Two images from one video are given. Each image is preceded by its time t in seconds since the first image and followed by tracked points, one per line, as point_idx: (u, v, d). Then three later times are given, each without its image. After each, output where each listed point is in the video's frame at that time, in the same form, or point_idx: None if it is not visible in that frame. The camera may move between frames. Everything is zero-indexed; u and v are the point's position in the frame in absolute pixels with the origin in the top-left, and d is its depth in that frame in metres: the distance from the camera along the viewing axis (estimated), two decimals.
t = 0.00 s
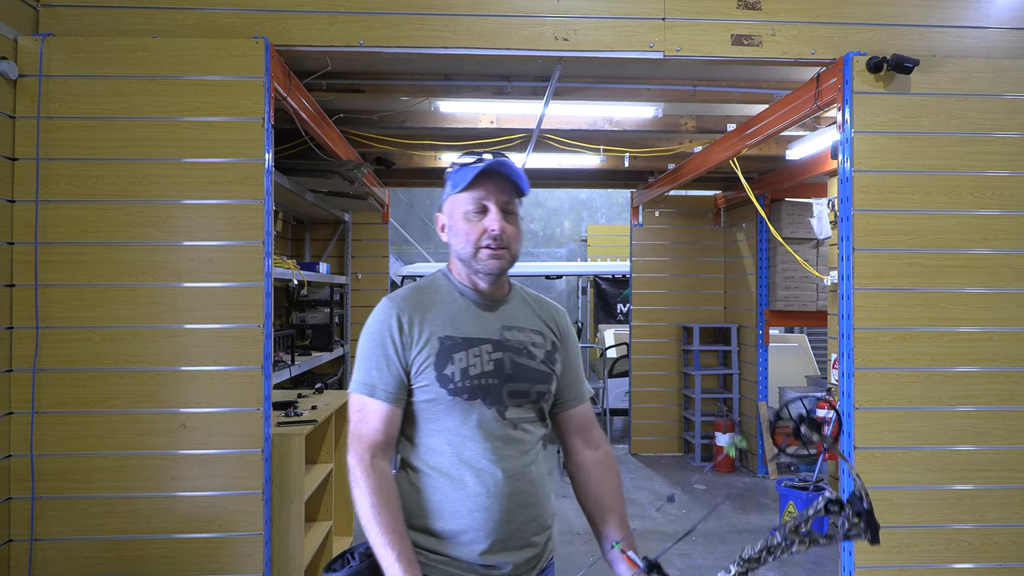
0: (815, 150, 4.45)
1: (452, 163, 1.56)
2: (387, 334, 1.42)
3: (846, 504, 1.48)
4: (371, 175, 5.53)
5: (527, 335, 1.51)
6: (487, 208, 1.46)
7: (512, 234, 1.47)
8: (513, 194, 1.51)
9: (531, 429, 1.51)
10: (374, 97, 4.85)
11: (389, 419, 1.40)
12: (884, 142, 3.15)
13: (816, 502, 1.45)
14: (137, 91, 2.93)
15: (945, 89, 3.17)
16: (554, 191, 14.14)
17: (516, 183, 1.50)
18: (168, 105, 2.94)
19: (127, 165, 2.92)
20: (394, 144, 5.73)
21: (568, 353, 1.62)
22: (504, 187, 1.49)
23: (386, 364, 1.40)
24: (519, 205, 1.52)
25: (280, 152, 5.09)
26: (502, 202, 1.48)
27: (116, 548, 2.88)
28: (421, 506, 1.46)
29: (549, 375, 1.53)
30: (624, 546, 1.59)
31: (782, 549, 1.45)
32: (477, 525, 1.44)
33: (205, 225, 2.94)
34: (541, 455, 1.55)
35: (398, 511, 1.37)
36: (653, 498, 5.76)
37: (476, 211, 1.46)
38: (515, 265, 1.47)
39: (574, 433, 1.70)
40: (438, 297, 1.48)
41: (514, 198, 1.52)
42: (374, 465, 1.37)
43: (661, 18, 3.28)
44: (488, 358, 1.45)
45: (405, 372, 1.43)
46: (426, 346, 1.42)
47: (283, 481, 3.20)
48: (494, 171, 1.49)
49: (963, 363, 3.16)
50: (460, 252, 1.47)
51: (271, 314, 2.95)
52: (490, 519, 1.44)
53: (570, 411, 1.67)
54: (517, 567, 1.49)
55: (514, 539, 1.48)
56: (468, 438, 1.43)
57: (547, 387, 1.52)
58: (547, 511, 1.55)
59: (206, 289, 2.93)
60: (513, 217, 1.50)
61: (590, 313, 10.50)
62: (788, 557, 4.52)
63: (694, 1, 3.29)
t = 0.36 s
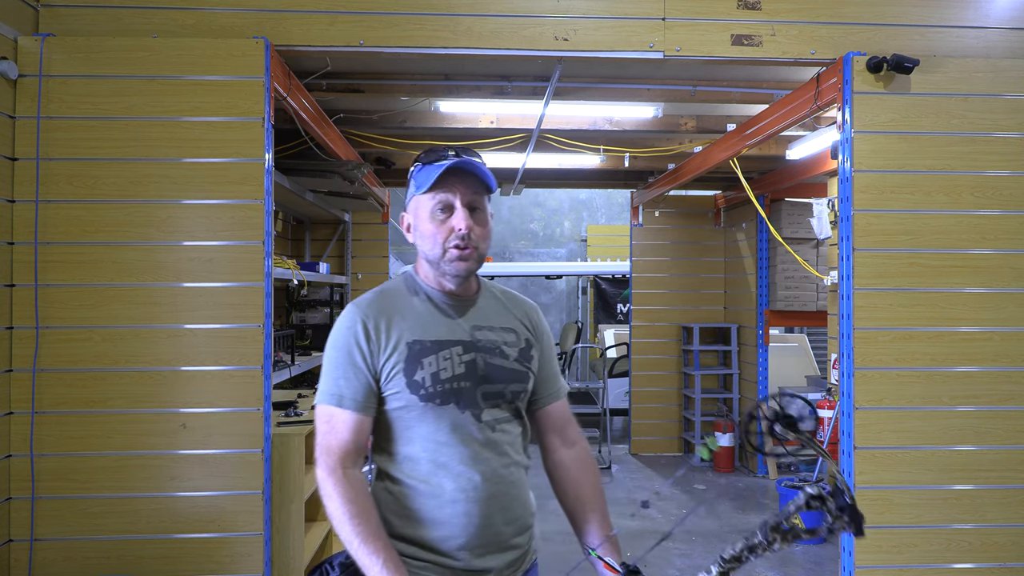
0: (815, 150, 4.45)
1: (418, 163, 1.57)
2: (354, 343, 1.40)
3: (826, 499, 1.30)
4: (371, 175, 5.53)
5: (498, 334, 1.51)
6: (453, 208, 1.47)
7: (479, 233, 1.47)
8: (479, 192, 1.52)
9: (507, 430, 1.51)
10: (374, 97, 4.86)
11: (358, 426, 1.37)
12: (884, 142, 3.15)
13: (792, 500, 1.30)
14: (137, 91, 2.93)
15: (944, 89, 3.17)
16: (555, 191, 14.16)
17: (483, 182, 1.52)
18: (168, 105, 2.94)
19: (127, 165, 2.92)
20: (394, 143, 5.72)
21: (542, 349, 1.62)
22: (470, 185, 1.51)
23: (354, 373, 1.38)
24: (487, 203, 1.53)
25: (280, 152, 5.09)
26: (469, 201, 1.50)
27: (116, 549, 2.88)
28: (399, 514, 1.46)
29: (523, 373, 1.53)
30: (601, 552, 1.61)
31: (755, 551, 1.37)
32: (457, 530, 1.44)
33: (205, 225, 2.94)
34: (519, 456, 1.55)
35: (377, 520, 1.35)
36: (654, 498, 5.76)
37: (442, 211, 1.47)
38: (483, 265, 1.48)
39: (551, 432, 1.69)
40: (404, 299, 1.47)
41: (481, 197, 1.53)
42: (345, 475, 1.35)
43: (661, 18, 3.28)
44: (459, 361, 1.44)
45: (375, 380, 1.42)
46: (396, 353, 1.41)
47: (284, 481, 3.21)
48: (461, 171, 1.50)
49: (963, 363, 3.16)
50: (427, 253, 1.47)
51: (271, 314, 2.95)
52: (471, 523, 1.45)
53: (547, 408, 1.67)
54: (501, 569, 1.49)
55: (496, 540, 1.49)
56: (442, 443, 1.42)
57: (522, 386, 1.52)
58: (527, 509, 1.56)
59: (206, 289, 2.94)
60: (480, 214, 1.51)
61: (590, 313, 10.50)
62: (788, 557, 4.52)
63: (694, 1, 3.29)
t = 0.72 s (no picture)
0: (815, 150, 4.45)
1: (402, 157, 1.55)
2: (335, 353, 1.39)
3: (806, 486, 1.55)
4: (371, 175, 5.54)
5: (481, 338, 1.52)
6: (438, 206, 1.47)
7: (464, 233, 1.47)
8: (467, 191, 1.52)
9: (491, 434, 1.52)
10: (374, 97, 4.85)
11: (336, 436, 1.38)
12: (884, 142, 3.16)
13: (777, 486, 1.52)
14: (137, 90, 2.93)
15: (944, 89, 3.17)
16: (555, 191, 14.17)
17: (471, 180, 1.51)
18: (168, 105, 2.94)
19: (127, 164, 2.92)
20: (394, 143, 5.72)
21: (525, 350, 1.64)
22: (457, 184, 1.50)
23: (336, 383, 1.38)
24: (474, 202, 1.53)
25: (280, 152, 5.09)
26: (455, 200, 1.49)
27: (116, 549, 2.88)
28: (383, 521, 1.46)
29: (506, 377, 1.54)
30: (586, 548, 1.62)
31: (738, 539, 1.52)
32: (443, 538, 1.44)
33: (206, 225, 2.94)
34: (503, 460, 1.55)
35: (356, 531, 1.35)
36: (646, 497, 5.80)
37: (427, 209, 1.47)
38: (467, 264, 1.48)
39: (535, 429, 1.71)
40: (385, 304, 1.48)
41: (468, 195, 1.53)
42: (323, 486, 1.35)
43: (661, 18, 3.28)
44: (442, 367, 1.45)
45: (357, 389, 1.41)
46: (378, 362, 1.41)
47: (283, 481, 3.20)
48: (448, 168, 1.49)
49: (963, 363, 3.16)
50: (409, 253, 1.47)
51: (271, 314, 2.95)
52: (457, 530, 1.45)
53: (530, 407, 1.69)
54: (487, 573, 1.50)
55: (482, 546, 1.49)
56: (426, 451, 1.42)
57: (506, 389, 1.53)
58: (512, 512, 1.57)
59: (206, 289, 2.93)
60: (466, 214, 1.50)
61: (590, 313, 10.51)
62: (788, 557, 4.52)
63: (694, 1, 3.29)
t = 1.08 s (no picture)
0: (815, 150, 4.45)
1: (405, 157, 1.53)
2: (336, 353, 1.39)
3: (796, 488, 1.53)
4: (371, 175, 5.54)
5: (480, 340, 1.53)
6: (441, 210, 1.46)
7: (465, 238, 1.47)
8: (469, 196, 1.51)
9: (488, 435, 1.53)
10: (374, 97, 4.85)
11: (334, 433, 1.37)
12: (884, 142, 3.16)
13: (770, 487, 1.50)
14: (137, 90, 2.93)
15: (944, 89, 3.17)
16: (555, 191, 14.19)
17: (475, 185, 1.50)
18: (168, 105, 2.94)
19: (127, 164, 2.92)
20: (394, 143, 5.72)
21: (522, 352, 1.65)
22: (461, 188, 1.49)
23: (336, 383, 1.38)
24: (476, 206, 1.52)
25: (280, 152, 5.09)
26: (458, 204, 1.48)
27: (116, 549, 2.88)
28: (378, 520, 1.45)
29: (503, 379, 1.55)
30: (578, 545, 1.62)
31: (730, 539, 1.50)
32: (440, 538, 1.45)
33: (206, 225, 2.94)
34: (499, 461, 1.56)
35: (354, 529, 1.34)
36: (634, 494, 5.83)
37: (429, 212, 1.46)
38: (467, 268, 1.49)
39: (529, 429, 1.70)
40: (385, 304, 1.48)
41: (471, 198, 1.52)
42: (322, 484, 1.34)
43: (661, 18, 3.28)
44: (441, 369, 1.45)
45: (357, 389, 1.41)
46: (378, 363, 1.42)
47: (283, 481, 3.20)
48: (453, 172, 1.48)
49: (963, 363, 3.16)
50: (411, 255, 1.46)
51: (271, 314, 2.95)
52: (454, 530, 1.45)
53: (525, 408, 1.69)
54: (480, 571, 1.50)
55: (477, 547, 1.49)
56: (425, 452, 1.43)
57: (503, 392, 1.55)
58: (506, 512, 1.57)
59: (206, 289, 2.94)
60: (468, 218, 1.50)
61: (590, 313, 10.51)
62: (788, 557, 4.52)
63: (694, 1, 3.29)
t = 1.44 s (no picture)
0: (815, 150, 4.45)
1: (415, 165, 1.52)
2: (344, 352, 1.39)
3: (806, 476, 1.35)
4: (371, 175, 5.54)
5: (487, 336, 1.53)
6: (448, 222, 1.45)
7: (472, 249, 1.47)
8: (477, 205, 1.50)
9: (498, 431, 1.53)
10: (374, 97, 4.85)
11: (346, 432, 1.37)
12: (884, 142, 3.16)
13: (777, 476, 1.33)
14: (137, 91, 2.93)
15: (944, 90, 3.17)
16: (555, 191, 14.19)
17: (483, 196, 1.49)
18: (168, 105, 2.94)
19: (127, 164, 2.92)
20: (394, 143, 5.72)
21: (528, 349, 1.65)
22: (469, 199, 1.48)
23: (344, 382, 1.38)
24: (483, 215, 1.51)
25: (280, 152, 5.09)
26: (465, 215, 1.47)
27: (116, 549, 2.88)
28: (392, 521, 1.45)
29: (512, 374, 1.55)
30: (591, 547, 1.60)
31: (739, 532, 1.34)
32: (453, 535, 1.44)
33: (206, 225, 2.94)
34: (509, 456, 1.56)
35: (369, 528, 1.33)
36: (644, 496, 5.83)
37: (436, 224, 1.45)
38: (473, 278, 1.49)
39: (538, 427, 1.71)
40: (391, 304, 1.48)
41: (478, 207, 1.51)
42: (334, 484, 1.33)
43: (661, 18, 3.28)
44: (450, 365, 1.45)
45: (366, 388, 1.41)
46: (387, 360, 1.42)
47: (284, 482, 3.17)
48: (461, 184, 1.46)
49: (963, 363, 3.16)
50: (418, 265, 1.47)
51: (271, 314, 2.95)
52: (467, 527, 1.45)
53: (533, 405, 1.69)
54: (496, 570, 1.50)
55: (491, 542, 1.49)
56: (436, 448, 1.43)
57: (512, 387, 1.55)
58: (520, 510, 1.57)
59: (206, 289, 2.94)
60: (475, 228, 1.49)
61: (590, 312, 10.52)
62: (788, 557, 4.52)
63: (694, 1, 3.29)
